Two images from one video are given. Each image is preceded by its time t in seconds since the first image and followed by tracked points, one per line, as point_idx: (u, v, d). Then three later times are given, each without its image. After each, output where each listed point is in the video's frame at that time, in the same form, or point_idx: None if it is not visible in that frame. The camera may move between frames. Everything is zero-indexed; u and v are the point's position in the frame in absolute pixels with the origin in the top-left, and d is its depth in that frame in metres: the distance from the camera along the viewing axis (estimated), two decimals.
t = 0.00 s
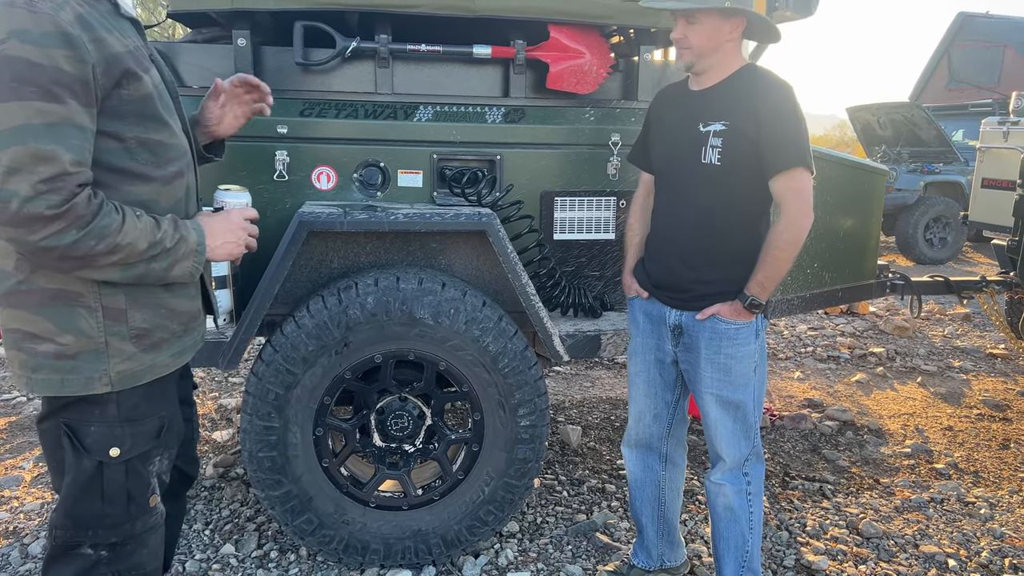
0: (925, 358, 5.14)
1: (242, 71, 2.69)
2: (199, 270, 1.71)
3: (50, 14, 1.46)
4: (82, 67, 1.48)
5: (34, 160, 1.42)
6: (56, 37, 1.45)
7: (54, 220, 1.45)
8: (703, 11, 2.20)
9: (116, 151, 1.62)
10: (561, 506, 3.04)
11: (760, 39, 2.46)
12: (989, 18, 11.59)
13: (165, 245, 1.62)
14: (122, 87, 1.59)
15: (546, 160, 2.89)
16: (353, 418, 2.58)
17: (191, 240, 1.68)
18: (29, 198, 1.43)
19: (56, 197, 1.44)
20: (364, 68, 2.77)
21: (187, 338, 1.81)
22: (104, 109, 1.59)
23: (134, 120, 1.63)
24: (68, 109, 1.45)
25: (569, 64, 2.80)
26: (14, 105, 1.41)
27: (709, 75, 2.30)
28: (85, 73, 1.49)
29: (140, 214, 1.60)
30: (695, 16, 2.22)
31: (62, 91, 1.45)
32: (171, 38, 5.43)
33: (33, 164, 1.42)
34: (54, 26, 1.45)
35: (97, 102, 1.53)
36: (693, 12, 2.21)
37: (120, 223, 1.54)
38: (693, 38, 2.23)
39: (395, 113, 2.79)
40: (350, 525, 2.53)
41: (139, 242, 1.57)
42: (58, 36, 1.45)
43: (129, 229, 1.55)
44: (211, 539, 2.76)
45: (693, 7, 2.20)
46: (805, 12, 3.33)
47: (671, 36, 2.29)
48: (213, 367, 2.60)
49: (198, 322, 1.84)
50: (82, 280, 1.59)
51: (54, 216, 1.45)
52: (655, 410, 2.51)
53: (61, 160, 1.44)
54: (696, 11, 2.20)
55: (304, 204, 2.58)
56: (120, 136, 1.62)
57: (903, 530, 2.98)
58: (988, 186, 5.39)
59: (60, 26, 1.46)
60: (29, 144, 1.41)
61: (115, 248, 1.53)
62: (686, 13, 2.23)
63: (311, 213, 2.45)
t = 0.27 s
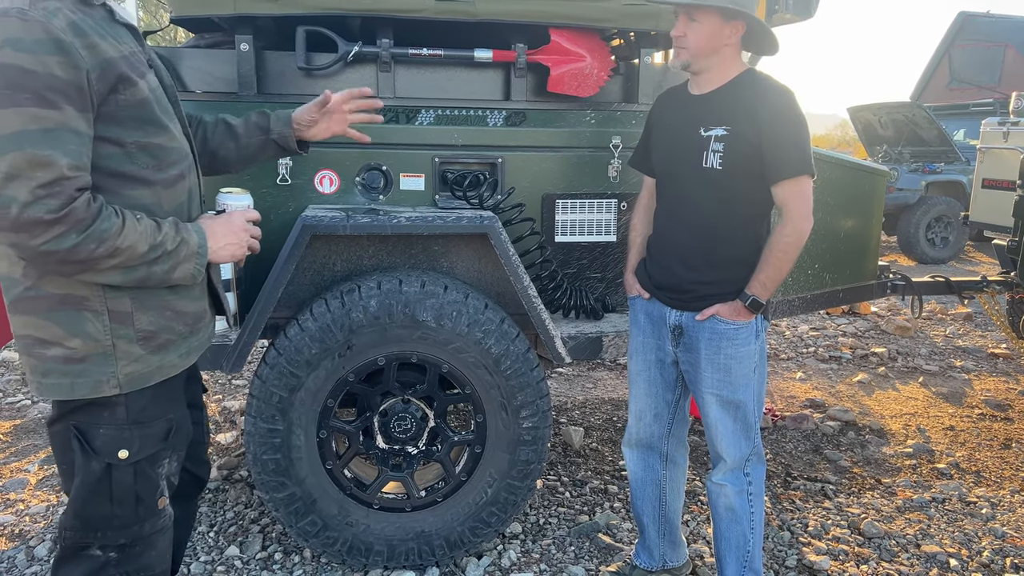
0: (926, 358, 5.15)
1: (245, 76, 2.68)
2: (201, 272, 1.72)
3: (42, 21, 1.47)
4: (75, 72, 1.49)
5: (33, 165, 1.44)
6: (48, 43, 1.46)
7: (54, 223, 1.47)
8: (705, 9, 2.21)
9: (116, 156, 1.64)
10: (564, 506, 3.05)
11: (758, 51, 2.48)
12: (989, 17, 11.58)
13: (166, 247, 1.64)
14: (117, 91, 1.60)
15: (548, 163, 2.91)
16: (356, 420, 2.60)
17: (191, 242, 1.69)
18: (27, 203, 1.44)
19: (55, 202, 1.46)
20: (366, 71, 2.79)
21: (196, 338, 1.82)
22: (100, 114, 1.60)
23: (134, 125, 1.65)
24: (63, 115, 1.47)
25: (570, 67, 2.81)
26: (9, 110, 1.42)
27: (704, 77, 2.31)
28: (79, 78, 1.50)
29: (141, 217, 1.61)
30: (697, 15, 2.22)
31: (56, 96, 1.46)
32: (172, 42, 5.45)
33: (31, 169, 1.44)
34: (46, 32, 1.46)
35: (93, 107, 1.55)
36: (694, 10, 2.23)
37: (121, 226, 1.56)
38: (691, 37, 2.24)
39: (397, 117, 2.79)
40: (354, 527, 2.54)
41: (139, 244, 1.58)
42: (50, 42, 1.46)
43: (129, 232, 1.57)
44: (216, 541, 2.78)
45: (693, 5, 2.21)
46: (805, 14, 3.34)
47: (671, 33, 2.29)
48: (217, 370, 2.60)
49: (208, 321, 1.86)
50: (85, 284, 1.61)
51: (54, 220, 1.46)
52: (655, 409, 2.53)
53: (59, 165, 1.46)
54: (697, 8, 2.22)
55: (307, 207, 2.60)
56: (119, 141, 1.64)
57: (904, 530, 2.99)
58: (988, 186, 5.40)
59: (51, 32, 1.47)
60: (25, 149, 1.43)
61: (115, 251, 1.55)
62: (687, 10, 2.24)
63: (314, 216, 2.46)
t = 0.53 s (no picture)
0: (927, 358, 5.15)
1: (246, 80, 2.70)
2: (198, 280, 1.72)
3: (36, 30, 1.48)
4: (68, 81, 1.50)
5: (17, 173, 1.45)
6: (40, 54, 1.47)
7: (37, 230, 1.48)
8: (704, 10, 2.22)
9: (115, 163, 1.65)
10: (566, 508, 3.05)
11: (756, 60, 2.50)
12: (989, 17, 11.59)
13: (158, 255, 1.63)
14: (114, 99, 1.61)
15: (548, 164, 2.91)
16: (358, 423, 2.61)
17: (188, 250, 1.68)
18: (10, 210, 1.45)
19: (38, 209, 1.47)
20: (366, 74, 2.80)
21: (198, 345, 1.83)
22: (98, 122, 1.61)
23: (131, 131, 1.66)
24: (53, 124, 1.48)
25: (569, 70, 2.82)
26: None
27: (703, 78, 2.32)
28: (72, 87, 1.51)
29: (133, 224, 1.61)
30: (696, 15, 2.23)
31: (47, 105, 1.47)
32: (173, 46, 5.46)
33: (15, 178, 1.45)
34: (38, 42, 1.47)
35: (87, 116, 1.56)
36: (694, 10, 2.23)
37: (108, 233, 1.56)
38: (690, 37, 2.25)
39: (398, 120, 2.81)
40: (356, 529, 2.55)
41: (126, 252, 1.58)
42: (44, 53, 1.48)
43: (117, 239, 1.57)
44: (218, 544, 2.79)
45: (692, 6, 2.22)
46: (804, 15, 3.35)
47: (671, 34, 2.30)
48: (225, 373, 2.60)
49: (209, 327, 1.87)
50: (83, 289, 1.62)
51: (35, 228, 1.47)
52: (658, 409, 2.53)
53: (44, 173, 1.47)
54: (697, 9, 2.22)
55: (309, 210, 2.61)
56: (117, 148, 1.65)
57: (906, 530, 2.99)
58: (988, 186, 5.40)
59: (45, 42, 1.48)
60: (11, 158, 1.44)
61: (101, 258, 1.55)
62: (687, 11, 2.25)
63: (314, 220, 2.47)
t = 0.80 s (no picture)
0: (926, 358, 5.16)
1: (244, 82, 2.70)
2: (204, 281, 1.73)
3: (56, 29, 1.48)
4: (86, 81, 1.51)
5: (36, 169, 1.45)
6: (61, 52, 1.48)
7: (54, 227, 1.48)
8: (698, 11, 2.22)
9: (125, 164, 1.65)
10: (565, 509, 3.05)
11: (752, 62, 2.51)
12: (987, 17, 11.60)
13: (169, 255, 1.64)
14: (128, 101, 1.62)
15: (547, 166, 2.91)
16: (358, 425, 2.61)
17: (195, 251, 1.70)
18: (28, 206, 1.46)
19: (55, 206, 1.47)
20: (365, 77, 2.80)
21: (199, 349, 1.83)
22: (110, 122, 1.62)
23: (143, 133, 1.67)
24: (71, 122, 1.48)
25: (569, 71, 2.83)
26: (16, 116, 1.44)
27: (698, 79, 2.32)
28: (89, 86, 1.52)
29: (144, 224, 1.62)
30: (691, 16, 2.23)
31: (66, 103, 1.48)
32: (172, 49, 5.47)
33: (34, 173, 1.45)
34: (59, 41, 1.48)
35: (103, 115, 1.56)
36: (689, 11, 2.24)
37: (122, 232, 1.56)
38: (686, 39, 2.25)
39: (396, 123, 2.82)
40: (356, 531, 2.55)
41: (140, 251, 1.58)
42: (62, 51, 1.48)
43: (130, 237, 1.57)
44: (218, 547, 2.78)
45: (688, 8, 2.23)
46: (801, 17, 3.36)
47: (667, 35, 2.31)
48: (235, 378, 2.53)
49: (211, 332, 1.87)
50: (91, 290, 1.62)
51: (53, 225, 1.47)
52: (659, 410, 2.53)
53: (62, 170, 1.47)
54: (693, 11, 2.23)
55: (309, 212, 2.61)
56: (128, 149, 1.65)
57: (906, 529, 2.99)
58: (987, 186, 5.41)
59: (65, 41, 1.48)
60: (30, 155, 1.44)
61: (116, 257, 1.55)
62: (682, 14, 2.25)
63: (313, 222, 2.47)
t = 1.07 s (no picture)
0: (924, 358, 5.17)
1: (241, 85, 2.71)
2: (216, 279, 1.74)
3: (64, 31, 1.49)
4: (95, 82, 1.51)
5: (54, 172, 1.45)
6: (70, 54, 1.48)
7: (75, 229, 1.47)
8: (694, 13, 2.22)
9: (132, 165, 1.65)
10: (564, 511, 3.05)
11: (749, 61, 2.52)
12: (983, 18, 11.62)
13: (183, 254, 1.65)
14: (134, 101, 1.63)
15: (545, 167, 2.91)
16: (356, 427, 2.61)
17: (207, 250, 1.70)
18: (49, 209, 1.45)
19: (76, 208, 1.47)
20: (363, 79, 2.80)
21: (212, 345, 1.83)
22: (117, 123, 1.62)
23: (148, 133, 1.67)
24: (83, 123, 1.48)
25: (566, 73, 2.83)
26: (31, 119, 1.43)
27: (695, 81, 2.33)
28: (98, 87, 1.52)
29: (158, 224, 1.62)
30: (687, 18, 2.24)
31: (78, 104, 1.47)
32: (169, 51, 5.47)
33: (52, 176, 1.45)
34: (67, 42, 1.48)
35: (111, 115, 1.56)
36: (685, 13, 2.24)
37: (139, 233, 1.56)
38: (683, 42, 2.26)
39: (394, 125, 2.82)
40: (354, 534, 2.55)
41: (157, 250, 1.59)
42: (71, 52, 1.48)
43: (147, 238, 1.57)
44: (217, 549, 2.78)
45: (685, 10, 2.23)
46: (798, 18, 3.37)
47: (664, 38, 2.31)
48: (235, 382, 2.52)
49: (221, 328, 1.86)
50: (104, 292, 1.62)
51: (74, 227, 1.47)
52: (658, 412, 2.54)
53: (80, 172, 1.46)
54: (689, 13, 2.23)
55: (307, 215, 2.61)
56: (135, 150, 1.65)
57: (904, 530, 3.00)
58: (983, 186, 5.42)
59: (73, 43, 1.48)
60: (47, 157, 1.44)
61: (134, 257, 1.56)
62: (679, 15, 2.25)
63: (311, 224, 2.47)
